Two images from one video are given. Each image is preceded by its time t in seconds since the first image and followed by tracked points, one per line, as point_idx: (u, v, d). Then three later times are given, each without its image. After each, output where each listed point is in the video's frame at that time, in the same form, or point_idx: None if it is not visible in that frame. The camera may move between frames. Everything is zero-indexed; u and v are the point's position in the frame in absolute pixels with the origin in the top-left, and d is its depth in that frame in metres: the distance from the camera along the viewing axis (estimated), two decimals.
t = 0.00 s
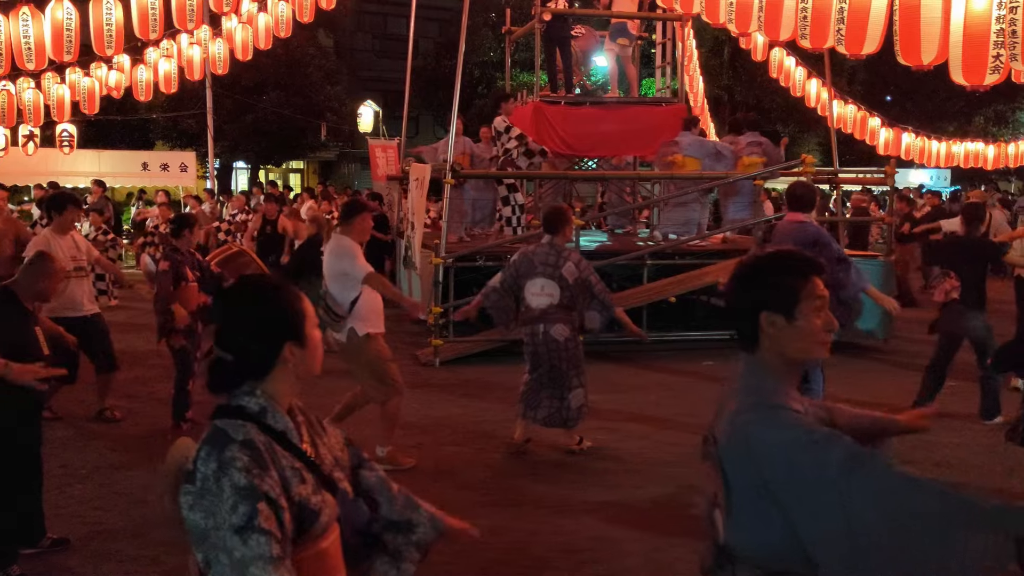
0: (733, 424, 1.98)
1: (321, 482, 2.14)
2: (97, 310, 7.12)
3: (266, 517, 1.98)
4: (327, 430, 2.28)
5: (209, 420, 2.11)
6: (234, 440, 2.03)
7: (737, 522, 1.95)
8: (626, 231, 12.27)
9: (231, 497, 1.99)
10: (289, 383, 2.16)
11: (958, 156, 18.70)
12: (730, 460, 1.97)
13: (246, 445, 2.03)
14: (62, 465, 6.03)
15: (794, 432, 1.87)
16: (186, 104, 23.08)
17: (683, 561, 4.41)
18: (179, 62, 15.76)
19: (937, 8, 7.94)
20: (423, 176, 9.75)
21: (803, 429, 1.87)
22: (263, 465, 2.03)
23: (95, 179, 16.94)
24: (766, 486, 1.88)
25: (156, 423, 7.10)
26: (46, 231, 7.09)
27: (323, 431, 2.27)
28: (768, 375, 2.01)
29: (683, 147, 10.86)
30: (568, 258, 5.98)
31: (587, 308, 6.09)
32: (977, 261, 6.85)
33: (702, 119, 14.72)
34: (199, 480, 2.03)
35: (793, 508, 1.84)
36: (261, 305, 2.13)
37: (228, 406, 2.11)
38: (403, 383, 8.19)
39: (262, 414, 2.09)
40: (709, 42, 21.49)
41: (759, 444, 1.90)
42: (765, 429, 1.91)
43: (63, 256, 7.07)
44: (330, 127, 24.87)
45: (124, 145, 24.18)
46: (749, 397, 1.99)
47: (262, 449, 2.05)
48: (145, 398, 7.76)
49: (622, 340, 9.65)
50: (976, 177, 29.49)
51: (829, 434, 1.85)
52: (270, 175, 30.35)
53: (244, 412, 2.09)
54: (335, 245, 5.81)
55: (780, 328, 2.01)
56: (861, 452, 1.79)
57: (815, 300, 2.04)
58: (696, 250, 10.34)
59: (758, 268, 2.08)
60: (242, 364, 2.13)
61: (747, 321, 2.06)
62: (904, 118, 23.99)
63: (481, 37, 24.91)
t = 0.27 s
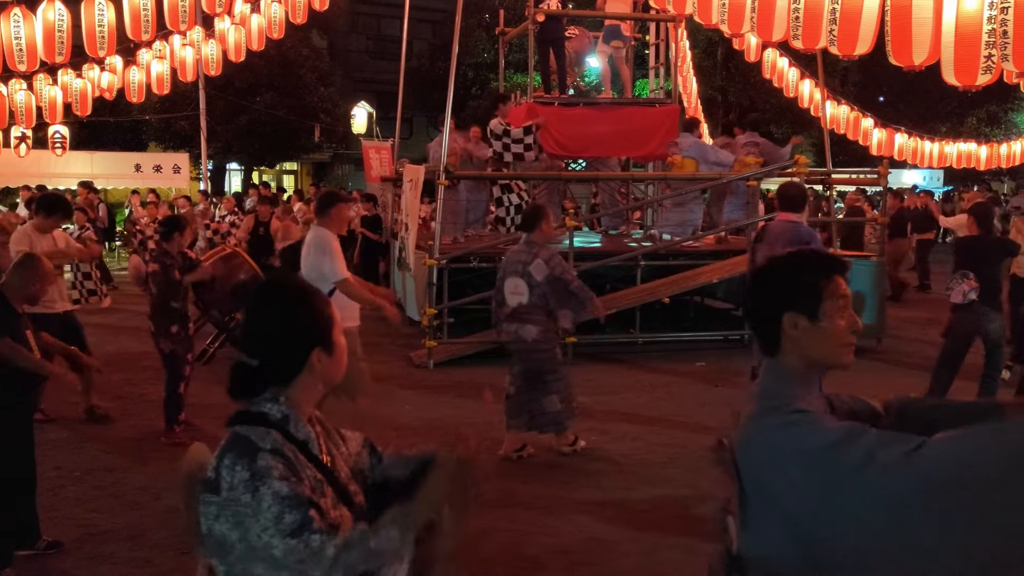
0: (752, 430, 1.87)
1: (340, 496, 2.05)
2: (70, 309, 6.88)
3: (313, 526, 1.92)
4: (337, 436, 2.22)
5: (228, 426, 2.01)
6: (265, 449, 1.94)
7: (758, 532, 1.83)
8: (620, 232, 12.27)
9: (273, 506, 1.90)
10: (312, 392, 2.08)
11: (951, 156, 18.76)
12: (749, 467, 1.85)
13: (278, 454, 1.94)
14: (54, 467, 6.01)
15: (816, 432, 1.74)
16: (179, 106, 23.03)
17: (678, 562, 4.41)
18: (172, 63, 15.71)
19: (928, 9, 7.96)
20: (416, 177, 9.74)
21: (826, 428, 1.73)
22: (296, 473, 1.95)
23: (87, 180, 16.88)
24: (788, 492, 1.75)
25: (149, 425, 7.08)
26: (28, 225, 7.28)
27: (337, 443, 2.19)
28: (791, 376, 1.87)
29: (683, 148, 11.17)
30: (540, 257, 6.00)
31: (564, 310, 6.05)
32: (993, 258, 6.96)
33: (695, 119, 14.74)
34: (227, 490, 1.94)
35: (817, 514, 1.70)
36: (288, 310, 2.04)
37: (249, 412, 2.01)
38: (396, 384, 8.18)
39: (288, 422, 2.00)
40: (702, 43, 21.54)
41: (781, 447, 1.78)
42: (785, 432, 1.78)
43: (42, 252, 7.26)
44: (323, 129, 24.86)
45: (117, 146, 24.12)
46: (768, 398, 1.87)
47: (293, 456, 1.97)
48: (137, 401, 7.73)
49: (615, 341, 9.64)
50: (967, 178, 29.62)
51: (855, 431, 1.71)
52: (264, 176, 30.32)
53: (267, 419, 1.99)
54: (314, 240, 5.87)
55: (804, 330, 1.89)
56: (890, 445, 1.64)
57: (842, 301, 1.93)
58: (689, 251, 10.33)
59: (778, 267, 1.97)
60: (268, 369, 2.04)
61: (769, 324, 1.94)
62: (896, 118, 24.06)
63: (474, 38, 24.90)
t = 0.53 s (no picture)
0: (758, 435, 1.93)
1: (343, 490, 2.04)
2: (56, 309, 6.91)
3: (318, 515, 1.89)
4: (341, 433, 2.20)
5: (224, 428, 2.01)
6: (261, 445, 1.94)
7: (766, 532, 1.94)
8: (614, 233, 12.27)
9: (274, 500, 1.88)
10: (308, 388, 2.06)
11: (944, 157, 18.81)
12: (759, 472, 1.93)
13: (275, 448, 1.95)
14: (48, 470, 6.00)
15: (819, 438, 1.80)
16: (173, 107, 22.99)
17: (669, 564, 4.40)
18: (165, 65, 15.69)
19: (921, 10, 7.97)
20: (410, 178, 9.73)
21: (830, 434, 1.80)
22: (295, 466, 1.95)
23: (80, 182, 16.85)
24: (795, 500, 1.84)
25: (142, 427, 7.07)
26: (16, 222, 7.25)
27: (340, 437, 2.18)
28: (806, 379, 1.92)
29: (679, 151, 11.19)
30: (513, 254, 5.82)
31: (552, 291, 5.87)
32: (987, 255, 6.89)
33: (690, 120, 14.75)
34: (227, 490, 1.94)
35: (826, 524, 1.81)
36: (279, 306, 2.03)
37: (245, 411, 2.01)
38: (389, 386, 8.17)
39: (282, 418, 2.00)
40: (695, 44, 21.59)
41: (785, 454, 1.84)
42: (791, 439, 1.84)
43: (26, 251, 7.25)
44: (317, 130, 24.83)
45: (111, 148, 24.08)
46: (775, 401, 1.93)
47: (291, 451, 1.97)
48: (130, 404, 7.72)
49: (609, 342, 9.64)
50: (961, 179, 29.68)
51: (858, 436, 1.78)
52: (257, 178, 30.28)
53: (262, 416, 1.99)
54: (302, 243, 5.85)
55: (844, 332, 1.91)
56: (889, 453, 1.74)
57: (867, 303, 1.93)
58: (684, 252, 10.34)
59: (799, 271, 1.97)
60: (261, 367, 2.02)
61: (795, 329, 1.94)
62: (890, 120, 24.12)
63: (468, 40, 24.89)
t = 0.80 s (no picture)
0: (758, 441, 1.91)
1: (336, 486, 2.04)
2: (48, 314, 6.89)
3: (317, 513, 1.90)
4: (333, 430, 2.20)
5: (215, 428, 2.01)
6: (252, 443, 1.94)
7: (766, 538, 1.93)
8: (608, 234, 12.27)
9: (273, 499, 1.89)
10: (297, 386, 2.06)
11: (937, 158, 18.87)
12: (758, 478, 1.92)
13: (266, 445, 1.95)
14: (42, 472, 5.99)
15: (822, 445, 1.79)
16: (167, 108, 22.95)
17: (663, 564, 4.40)
18: (159, 66, 15.67)
19: (914, 11, 8.00)
20: (405, 180, 9.73)
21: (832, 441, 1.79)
22: (289, 463, 1.95)
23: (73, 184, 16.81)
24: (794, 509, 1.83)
25: (137, 429, 7.06)
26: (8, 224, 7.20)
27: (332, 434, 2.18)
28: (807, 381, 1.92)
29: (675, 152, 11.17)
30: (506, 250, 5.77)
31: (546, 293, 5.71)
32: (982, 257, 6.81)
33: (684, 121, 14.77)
34: (220, 490, 1.94)
35: (825, 531, 1.80)
36: (266, 305, 2.02)
37: (235, 411, 2.01)
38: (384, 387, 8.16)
39: (273, 417, 2.00)
40: (690, 45, 21.63)
41: (786, 462, 1.82)
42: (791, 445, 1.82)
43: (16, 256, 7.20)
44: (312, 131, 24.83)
45: (105, 149, 24.03)
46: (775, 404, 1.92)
47: (283, 447, 1.97)
48: (124, 405, 7.70)
49: (604, 342, 9.65)
50: (955, 179, 29.78)
51: (861, 446, 1.77)
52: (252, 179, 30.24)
53: (252, 416, 1.98)
54: (294, 245, 5.84)
55: (837, 332, 1.91)
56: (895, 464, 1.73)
57: (863, 301, 1.93)
58: (678, 252, 10.35)
59: (800, 271, 1.97)
60: (248, 367, 2.01)
61: (792, 327, 1.96)
62: (883, 120, 24.20)
63: (463, 41, 24.91)
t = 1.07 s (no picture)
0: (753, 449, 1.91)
1: (337, 488, 2.02)
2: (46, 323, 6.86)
3: (318, 519, 1.90)
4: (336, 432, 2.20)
5: (217, 430, 2.00)
6: (255, 443, 1.93)
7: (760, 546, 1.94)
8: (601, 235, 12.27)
9: (274, 502, 1.89)
10: (298, 387, 2.07)
11: (931, 159, 18.92)
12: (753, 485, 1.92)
13: (269, 445, 1.94)
14: (37, 475, 5.96)
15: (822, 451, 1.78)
16: (161, 110, 22.90)
17: (657, 565, 4.40)
18: (153, 68, 15.63)
19: (908, 12, 8.01)
20: (400, 181, 9.71)
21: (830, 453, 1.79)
22: (292, 465, 1.94)
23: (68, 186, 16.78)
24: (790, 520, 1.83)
25: (131, 431, 7.03)
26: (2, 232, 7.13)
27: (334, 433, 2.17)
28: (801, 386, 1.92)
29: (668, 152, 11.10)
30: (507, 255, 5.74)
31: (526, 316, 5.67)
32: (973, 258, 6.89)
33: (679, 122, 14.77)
34: (222, 492, 1.93)
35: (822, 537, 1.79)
36: (266, 306, 2.02)
37: (237, 412, 2.00)
38: (379, 388, 8.16)
39: (275, 417, 1.99)
40: (684, 46, 21.67)
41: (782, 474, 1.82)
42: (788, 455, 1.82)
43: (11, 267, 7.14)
44: (307, 133, 24.81)
45: (99, 151, 23.98)
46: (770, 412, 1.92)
47: (286, 448, 1.96)
48: (119, 408, 7.67)
49: (600, 344, 9.64)
50: (949, 179, 29.88)
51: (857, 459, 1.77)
52: (247, 181, 30.19)
53: (254, 416, 1.98)
54: (289, 246, 5.84)
55: (819, 335, 1.93)
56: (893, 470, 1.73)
57: (855, 302, 1.95)
58: (674, 254, 10.36)
59: (791, 272, 1.99)
60: (248, 368, 2.01)
61: (781, 327, 1.98)
62: (877, 121, 24.26)
63: (458, 42, 24.92)
